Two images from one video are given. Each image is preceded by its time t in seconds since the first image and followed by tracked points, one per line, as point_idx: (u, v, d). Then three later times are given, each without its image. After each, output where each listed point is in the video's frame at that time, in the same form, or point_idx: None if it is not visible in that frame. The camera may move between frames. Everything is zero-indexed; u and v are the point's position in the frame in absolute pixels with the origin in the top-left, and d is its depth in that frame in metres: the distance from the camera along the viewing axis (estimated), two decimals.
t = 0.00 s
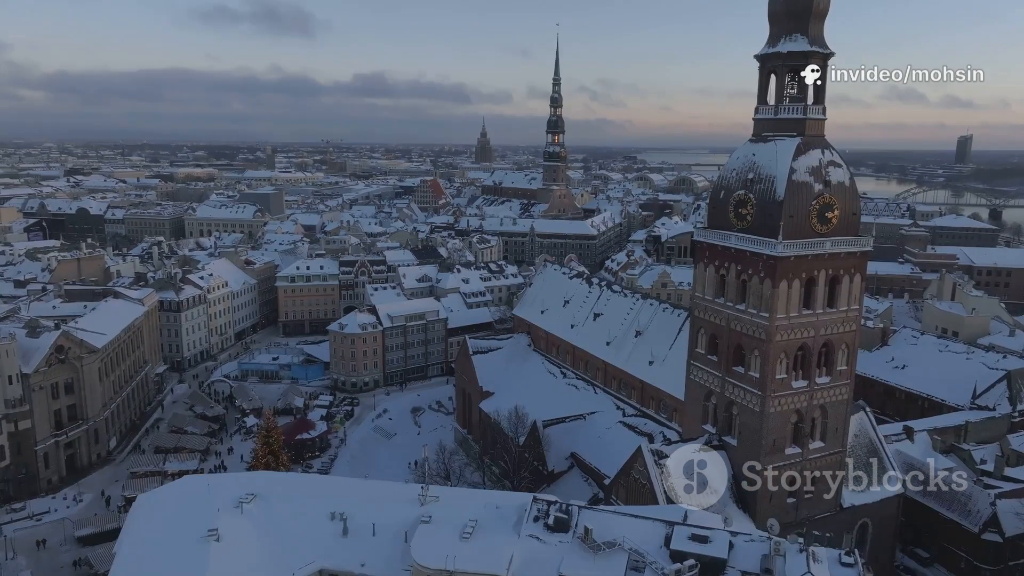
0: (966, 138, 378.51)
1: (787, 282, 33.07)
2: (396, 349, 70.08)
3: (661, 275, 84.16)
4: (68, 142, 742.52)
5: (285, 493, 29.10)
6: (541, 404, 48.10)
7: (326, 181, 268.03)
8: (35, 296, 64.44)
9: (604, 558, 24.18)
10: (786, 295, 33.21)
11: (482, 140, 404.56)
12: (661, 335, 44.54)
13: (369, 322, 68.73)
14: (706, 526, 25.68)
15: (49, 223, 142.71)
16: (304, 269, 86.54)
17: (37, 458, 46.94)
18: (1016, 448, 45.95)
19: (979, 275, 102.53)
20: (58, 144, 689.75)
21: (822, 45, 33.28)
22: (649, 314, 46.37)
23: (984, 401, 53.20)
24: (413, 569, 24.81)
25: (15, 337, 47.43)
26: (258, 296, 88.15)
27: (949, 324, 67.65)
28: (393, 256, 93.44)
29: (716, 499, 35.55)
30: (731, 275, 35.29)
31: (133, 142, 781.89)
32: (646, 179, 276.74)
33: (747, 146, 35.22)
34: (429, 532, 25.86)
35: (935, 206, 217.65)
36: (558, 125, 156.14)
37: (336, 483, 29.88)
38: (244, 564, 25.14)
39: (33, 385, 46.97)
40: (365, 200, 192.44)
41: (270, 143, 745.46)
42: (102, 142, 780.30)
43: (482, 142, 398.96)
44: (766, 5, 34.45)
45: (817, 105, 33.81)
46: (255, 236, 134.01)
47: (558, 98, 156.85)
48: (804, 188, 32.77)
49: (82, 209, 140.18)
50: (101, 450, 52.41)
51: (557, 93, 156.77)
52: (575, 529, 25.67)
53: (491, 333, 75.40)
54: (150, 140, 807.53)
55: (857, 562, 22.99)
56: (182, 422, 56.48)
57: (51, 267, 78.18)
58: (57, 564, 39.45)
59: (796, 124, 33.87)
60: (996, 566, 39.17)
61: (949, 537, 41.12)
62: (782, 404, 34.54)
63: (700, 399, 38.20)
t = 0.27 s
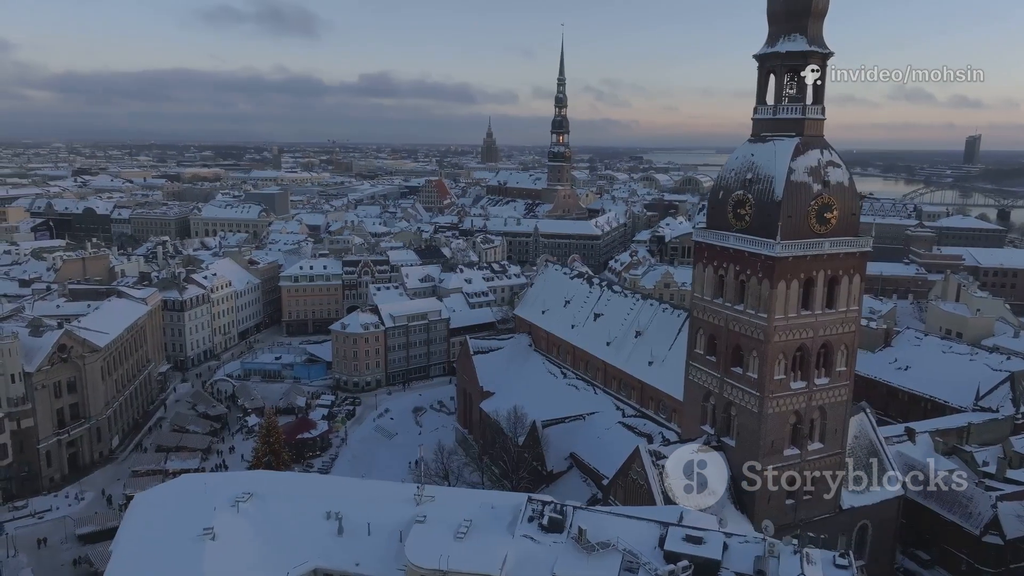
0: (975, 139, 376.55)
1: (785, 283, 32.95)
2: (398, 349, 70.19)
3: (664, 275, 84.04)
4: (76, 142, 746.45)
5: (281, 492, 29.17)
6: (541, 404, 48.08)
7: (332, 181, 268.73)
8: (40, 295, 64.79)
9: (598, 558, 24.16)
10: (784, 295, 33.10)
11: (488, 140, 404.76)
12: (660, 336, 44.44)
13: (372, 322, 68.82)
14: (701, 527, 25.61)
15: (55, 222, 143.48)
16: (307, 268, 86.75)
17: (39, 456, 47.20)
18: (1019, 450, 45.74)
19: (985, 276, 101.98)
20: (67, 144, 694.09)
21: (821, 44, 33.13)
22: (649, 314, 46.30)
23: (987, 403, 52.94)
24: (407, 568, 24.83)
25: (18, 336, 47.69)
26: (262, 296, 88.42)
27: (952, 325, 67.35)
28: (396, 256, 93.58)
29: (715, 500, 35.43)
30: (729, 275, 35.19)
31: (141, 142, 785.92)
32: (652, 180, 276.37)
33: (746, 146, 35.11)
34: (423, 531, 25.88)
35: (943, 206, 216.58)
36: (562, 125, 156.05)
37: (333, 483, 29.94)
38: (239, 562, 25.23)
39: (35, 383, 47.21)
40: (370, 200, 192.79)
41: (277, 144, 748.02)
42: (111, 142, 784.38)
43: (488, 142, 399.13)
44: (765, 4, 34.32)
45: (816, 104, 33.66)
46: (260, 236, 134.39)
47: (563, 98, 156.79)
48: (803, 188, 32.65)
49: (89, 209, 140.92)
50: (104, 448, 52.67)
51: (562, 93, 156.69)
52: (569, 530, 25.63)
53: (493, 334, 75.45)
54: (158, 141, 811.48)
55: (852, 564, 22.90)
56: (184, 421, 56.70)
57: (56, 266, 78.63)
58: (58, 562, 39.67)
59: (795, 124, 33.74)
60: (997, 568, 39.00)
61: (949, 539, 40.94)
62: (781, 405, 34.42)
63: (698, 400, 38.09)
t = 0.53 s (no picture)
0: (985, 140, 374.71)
1: (783, 284, 32.83)
2: (400, 349, 70.30)
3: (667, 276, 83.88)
4: (86, 142, 751.97)
5: (277, 490, 29.24)
6: (541, 404, 48.05)
7: (339, 182, 269.44)
8: (44, 294, 65.22)
9: (590, 559, 24.15)
10: (782, 296, 32.98)
11: (495, 141, 404.91)
12: (660, 337, 44.33)
13: (374, 321, 68.95)
14: (694, 529, 25.53)
15: (63, 222, 144.44)
16: (311, 268, 87.01)
17: (41, 454, 47.51)
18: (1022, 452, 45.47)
19: (992, 278, 101.38)
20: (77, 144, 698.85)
21: (819, 44, 33.00)
22: (649, 314, 46.20)
23: (991, 405, 52.57)
24: (400, 569, 24.84)
25: (21, 335, 47.98)
26: (266, 295, 88.76)
27: (957, 327, 66.95)
28: (400, 256, 93.77)
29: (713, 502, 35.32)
30: (727, 276, 35.08)
31: (150, 142, 790.48)
32: (659, 180, 275.99)
33: (744, 146, 35.00)
34: (417, 531, 25.91)
35: (951, 207, 215.36)
36: (568, 125, 155.95)
37: (329, 481, 29.99)
38: (233, 560, 25.32)
39: (38, 382, 47.52)
40: (376, 200, 193.17)
41: (285, 144, 750.90)
42: (120, 142, 788.62)
43: (495, 142, 399.44)
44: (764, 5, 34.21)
45: (814, 104, 33.54)
46: (266, 235, 134.89)
47: (568, 98, 156.75)
48: (800, 189, 32.53)
49: (96, 208, 141.80)
50: (106, 447, 52.97)
51: (567, 93, 156.67)
52: (562, 531, 25.59)
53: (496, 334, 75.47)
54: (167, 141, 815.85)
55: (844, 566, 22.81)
56: (186, 420, 56.94)
57: (62, 266, 79.15)
58: (59, 559, 39.95)
59: (793, 125, 33.61)
60: (998, 572, 38.73)
61: (950, 541, 40.69)
62: (779, 406, 34.28)
63: (697, 401, 38.00)
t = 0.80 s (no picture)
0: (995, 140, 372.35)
1: (781, 284, 32.70)
2: (403, 348, 70.39)
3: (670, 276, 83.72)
4: (96, 142, 756.61)
5: (272, 490, 29.36)
6: (541, 405, 48.03)
7: (346, 182, 270.12)
8: (49, 293, 65.65)
9: (583, 559, 24.11)
10: (779, 297, 32.87)
11: (502, 141, 405.01)
12: (659, 337, 44.24)
13: (376, 321, 69.11)
14: (688, 530, 25.46)
15: (71, 222, 145.33)
16: (315, 268, 87.23)
17: (44, 452, 47.84)
18: None
19: (999, 279, 100.71)
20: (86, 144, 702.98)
21: (818, 44, 32.86)
22: (649, 315, 46.11)
23: (994, 407, 52.23)
24: (393, 568, 24.89)
25: (24, 334, 48.23)
26: (270, 295, 89.05)
27: (961, 328, 66.54)
28: (404, 256, 93.91)
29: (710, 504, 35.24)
30: (725, 277, 34.97)
31: (159, 142, 794.41)
32: (665, 180, 275.46)
33: (743, 146, 34.89)
34: (410, 531, 25.94)
35: (960, 208, 214.11)
36: (573, 125, 155.74)
37: (324, 481, 30.08)
38: (227, 559, 25.45)
39: (41, 380, 47.83)
40: (382, 200, 193.55)
41: (292, 143, 753.28)
42: (129, 142, 793.01)
43: (501, 143, 399.64)
44: (762, 4, 34.07)
45: (813, 105, 33.41)
46: (271, 235, 135.34)
47: (574, 98, 156.57)
48: (798, 190, 32.40)
49: (104, 208, 142.64)
50: (109, 445, 53.25)
51: (573, 93, 156.52)
52: (555, 531, 25.55)
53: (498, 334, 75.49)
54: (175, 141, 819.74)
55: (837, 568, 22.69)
56: (189, 419, 57.16)
57: (68, 265, 79.66)
58: (60, 556, 40.23)
59: (792, 125, 33.49)
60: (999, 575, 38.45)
61: (950, 544, 40.42)
62: (776, 407, 34.15)
63: (695, 402, 37.89)
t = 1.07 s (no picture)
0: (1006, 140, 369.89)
1: (778, 285, 32.58)
2: (405, 348, 70.50)
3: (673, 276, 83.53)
4: (105, 142, 761.09)
5: (268, 489, 29.48)
6: (540, 405, 48.01)
7: (352, 182, 270.54)
8: (54, 292, 66.07)
9: (575, 560, 24.08)
10: (777, 298, 32.74)
11: (509, 141, 405.15)
12: (658, 338, 44.13)
13: (378, 321, 69.28)
14: (682, 531, 25.39)
15: (79, 221, 146.22)
16: (318, 268, 87.47)
17: (47, 450, 48.16)
18: None
19: (1006, 280, 100.00)
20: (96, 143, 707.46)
21: (816, 44, 32.73)
22: (648, 315, 46.00)
23: (998, 409, 51.86)
24: (386, 568, 24.93)
25: (27, 332, 48.56)
26: (274, 295, 89.34)
27: (966, 329, 66.09)
28: (407, 256, 94.05)
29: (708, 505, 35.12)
30: (723, 277, 34.84)
31: (168, 142, 798.67)
32: (672, 180, 274.92)
33: (741, 146, 34.76)
34: (404, 531, 25.97)
35: (969, 209, 212.69)
36: (579, 125, 155.52)
37: (320, 480, 30.18)
38: (222, 556, 25.56)
39: (43, 379, 48.14)
40: (388, 200, 193.90)
41: (300, 143, 756.24)
42: (138, 142, 797.33)
43: (508, 142, 399.83)
44: (761, 4, 33.91)
45: (812, 104, 33.28)
46: (277, 235, 135.80)
47: (579, 98, 156.45)
48: (797, 190, 32.25)
49: (111, 208, 143.45)
50: (111, 444, 53.56)
51: (578, 93, 156.39)
52: (548, 532, 25.52)
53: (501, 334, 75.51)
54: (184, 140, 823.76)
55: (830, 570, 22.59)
56: (191, 418, 57.38)
57: (73, 264, 80.14)
58: (60, 554, 40.52)
59: (790, 125, 33.35)
60: None
61: (952, 547, 40.13)
62: (774, 409, 34.02)
63: (693, 403, 37.78)
